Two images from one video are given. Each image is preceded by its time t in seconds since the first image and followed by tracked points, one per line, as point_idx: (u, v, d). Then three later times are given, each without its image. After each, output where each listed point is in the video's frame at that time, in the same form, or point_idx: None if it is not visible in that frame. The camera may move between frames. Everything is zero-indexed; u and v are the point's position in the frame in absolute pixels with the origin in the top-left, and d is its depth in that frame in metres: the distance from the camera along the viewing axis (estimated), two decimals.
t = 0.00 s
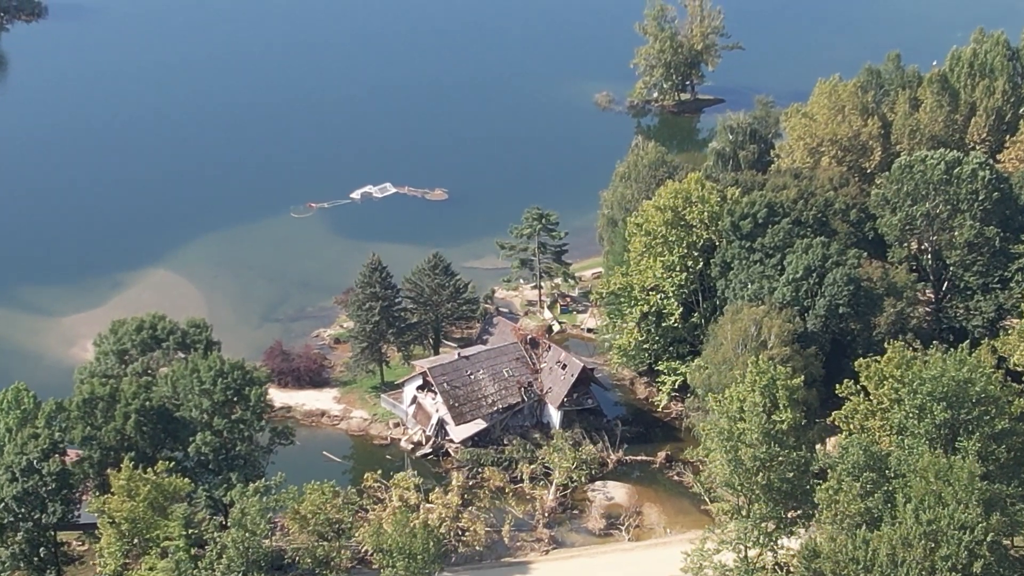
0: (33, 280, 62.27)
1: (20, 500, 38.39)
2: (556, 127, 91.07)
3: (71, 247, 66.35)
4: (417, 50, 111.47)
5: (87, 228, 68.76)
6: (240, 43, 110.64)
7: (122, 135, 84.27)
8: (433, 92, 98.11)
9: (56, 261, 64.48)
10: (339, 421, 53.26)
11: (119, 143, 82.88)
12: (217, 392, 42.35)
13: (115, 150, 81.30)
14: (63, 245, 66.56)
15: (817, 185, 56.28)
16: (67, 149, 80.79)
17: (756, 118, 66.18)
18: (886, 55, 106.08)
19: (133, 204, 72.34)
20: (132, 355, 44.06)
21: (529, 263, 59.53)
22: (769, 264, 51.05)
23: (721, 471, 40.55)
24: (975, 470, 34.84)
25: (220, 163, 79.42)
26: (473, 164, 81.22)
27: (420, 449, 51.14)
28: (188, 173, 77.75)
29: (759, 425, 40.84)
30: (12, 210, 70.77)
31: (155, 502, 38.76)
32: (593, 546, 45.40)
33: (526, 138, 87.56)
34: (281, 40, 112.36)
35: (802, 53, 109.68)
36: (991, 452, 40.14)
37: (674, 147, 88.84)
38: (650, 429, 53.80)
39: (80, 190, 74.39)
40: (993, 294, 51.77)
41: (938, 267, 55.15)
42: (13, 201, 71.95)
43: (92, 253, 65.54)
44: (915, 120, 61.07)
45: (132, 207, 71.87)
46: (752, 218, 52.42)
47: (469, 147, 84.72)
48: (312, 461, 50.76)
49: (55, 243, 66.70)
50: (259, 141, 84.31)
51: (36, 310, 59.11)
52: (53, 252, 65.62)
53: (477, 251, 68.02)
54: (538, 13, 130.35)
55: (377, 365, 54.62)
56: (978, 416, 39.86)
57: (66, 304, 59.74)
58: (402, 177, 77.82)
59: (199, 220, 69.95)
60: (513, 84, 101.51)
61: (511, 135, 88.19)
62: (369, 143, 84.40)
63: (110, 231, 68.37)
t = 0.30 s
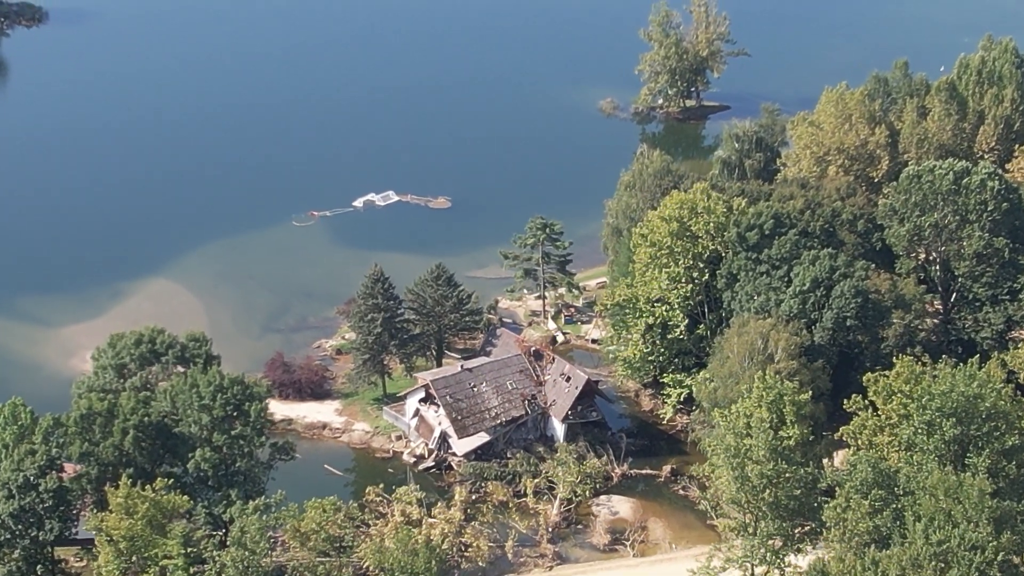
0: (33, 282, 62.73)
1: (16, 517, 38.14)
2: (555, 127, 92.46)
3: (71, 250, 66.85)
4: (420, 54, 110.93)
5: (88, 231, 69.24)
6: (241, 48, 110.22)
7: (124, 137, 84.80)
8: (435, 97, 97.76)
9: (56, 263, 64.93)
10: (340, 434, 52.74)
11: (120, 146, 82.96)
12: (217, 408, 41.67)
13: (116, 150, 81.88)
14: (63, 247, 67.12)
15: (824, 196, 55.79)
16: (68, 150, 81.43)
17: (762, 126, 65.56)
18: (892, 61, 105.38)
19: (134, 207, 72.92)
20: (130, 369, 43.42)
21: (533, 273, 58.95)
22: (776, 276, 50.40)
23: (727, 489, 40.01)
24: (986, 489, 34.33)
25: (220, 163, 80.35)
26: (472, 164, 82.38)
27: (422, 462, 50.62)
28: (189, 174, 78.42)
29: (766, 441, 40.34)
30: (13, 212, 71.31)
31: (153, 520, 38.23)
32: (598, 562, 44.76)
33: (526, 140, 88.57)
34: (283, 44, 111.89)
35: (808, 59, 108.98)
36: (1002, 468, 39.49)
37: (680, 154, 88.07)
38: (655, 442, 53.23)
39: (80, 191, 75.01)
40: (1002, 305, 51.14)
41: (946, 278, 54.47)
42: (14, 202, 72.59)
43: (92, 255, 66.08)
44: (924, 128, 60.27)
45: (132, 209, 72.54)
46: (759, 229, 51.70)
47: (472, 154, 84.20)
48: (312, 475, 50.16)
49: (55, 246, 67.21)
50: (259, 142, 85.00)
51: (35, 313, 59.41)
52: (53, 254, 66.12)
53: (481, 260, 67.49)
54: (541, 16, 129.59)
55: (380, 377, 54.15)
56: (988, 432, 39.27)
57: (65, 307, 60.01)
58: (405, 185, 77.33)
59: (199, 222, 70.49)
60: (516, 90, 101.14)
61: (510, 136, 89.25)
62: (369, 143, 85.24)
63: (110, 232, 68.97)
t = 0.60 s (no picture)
0: (35, 281, 63.88)
1: (21, 535, 37.66)
2: (567, 134, 91.94)
3: (73, 250, 68.02)
4: (431, 61, 110.65)
5: (91, 233, 70.30)
6: (250, 55, 110.24)
7: (126, 138, 86.08)
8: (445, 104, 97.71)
9: (58, 264, 66.13)
10: (350, 448, 52.33)
11: (126, 151, 83.37)
12: (224, 424, 41.49)
13: (118, 150, 83.26)
14: (65, 246, 68.41)
15: (839, 207, 55.26)
16: (71, 151, 82.91)
17: (777, 135, 64.90)
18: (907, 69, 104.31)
19: (134, 207, 74.28)
20: (137, 384, 43.17)
21: (545, 284, 58.38)
22: (791, 289, 49.79)
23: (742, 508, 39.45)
24: (1005, 509, 33.64)
25: (220, 162, 82.01)
26: (471, 163, 83.48)
27: (433, 476, 50.09)
28: (189, 174, 79.91)
29: (781, 460, 39.73)
30: (16, 212, 72.63)
31: (159, 539, 37.69)
32: None
33: (525, 141, 89.82)
34: (293, 51, 111.82)
35: (821, 66, 108.09)
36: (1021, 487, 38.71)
37: (694, 163, 87.45)
38: (668, 456, 52.65)
39: (86, 194, 75.63)
40: (1020, 318, 50.34)
41: (963, 290, 53.71)
42: (16, 202, 73.89)
43: (94, 255, 67.31)
44: (940, 138, 59.46)
45: (133, 209, 73.89)
46: (774, 242, 51.11)
47: (482, 161, 83.76)
48: (322, 491, 49.73)
49: (57, 245, 68.58)
50: (259, 142, 86.61)
51: (35, 312, 60.35)
52: (55, 255, 67.23)
53: (491, 270, 67.01)
54: (552, 22, 129.10)
55: (390, 390, 53.69)
56: (1007, 450, 38.48)
57: (67, 307, 60.81)
58: (414, 193, 76.86)
59: (199, 221, 71.78)
60: (526, 97, 100.82)
61: (514, 138, 89.98)
62: (369, 142, 86.85)
63: (111, 232, 70.40)
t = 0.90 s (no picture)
0: (35, 281, 64.85)
1: (18, 554, 37.54)
2: (572, 142, 91.40)
3: (75, 250, 69.19)
4: (434, 67, 110.03)
5: (91, 236, 71.06)
6: (253, 61, 109.79)
7: (127, 138, 87.57)
8: (449, 111, 97.31)
9: (59, 265, 67.04)
10: (352, 462, 51.76)
11: (128, 157, 83.44)
12: (224, 442, 40.82)
13: (119, 150, 84.51)
14: (65, 246, 69.53)
15: (847, 218, 54.68)
16: (72, 151, 84.14)
17: (784, 144, 64.24)
18: (915, 76, 103.40)
19: (135, 207, 75.52)
20: (136, 401, 42.75)
21: (549, 295, 57.78)
22: (799, 302, 49.16)
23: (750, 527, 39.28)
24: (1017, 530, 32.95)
25: (220, 162, 83.31)
26: (471, 163, 84.61)
27: (435, 491, 49.48)
28: (189, 174, 81.21)
29: (789, 479, 39.17)
30: (16, 212, 73.62)
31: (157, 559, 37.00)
32: None
33: (524, 138, 91.52)
34: (296, 57, 111.38)
35: (828, 73, 107.25)
36: None
37: (700, 173, 86.73)
38: (674, 471, 51.92)
39: (87, 196, 76.38)
40: None
41: (973, 302, 52.92)
42: (17, 202, 74.89)
43: (95, 255, 68.51)
44: (949, 148, 58.71)
45: (133, 209, 75.10)
46: (781, 254, 50.50)
47: (486, 169, 83.25)
48: (323, 506, 49.16)
49: (58, 247, 69.49)
50: (259, 141, 88.13)
51: (35, 313, 61.10)
52: (56, 256, 68.22)
53: (495, 281, 66.39)
54: (557, 27, 128.34)
55: (393, 404, 53.17)
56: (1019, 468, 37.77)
57: (66, 314, 60.89)
58: (417, 201, 76.33)
59: (199, 220, 73.19)
60: (530, 104, 100.32)
61: (518, 145, 89.61)
62: (369, 143, 88.11)
63: (111, 232, 71.62)
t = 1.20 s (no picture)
0: (35, 282, 65.08)
1: None
2: (572, 150, 90.89)
3: (76, 251, 69.41)
4: (433, 73, 109.41)
5: (91, 238, 71.10)
6: (250, 67, 109.08)
7: (127, 138, 88.08)
8: (448, 118, 96.81)
9: (59, 266, 67.18)
10: (349, 477, 51.10)
11: (126, 162, 83.10)
12: (219, 460, 40.38)
13: (118, 152, 84.72)
14: (66, 246, 69.80)
15: (850, 229, 54.08)
16: (72, 151, 84.50)
17: (786, 153, 63.55)
18: (917, 84, 102.83)
19: (136, 207, 75.74)
20: (130, 419, 42.17)
21: (549, 307, 57.17)
22: (801, 316, 48.55)
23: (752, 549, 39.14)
24: None
25: (220, 164, 83.46)
26: (471, 163, 86.32)
27: (434, 507, 48.82)
28: (189, 175, 81.46)
29: (792, 498, 38.78)
30: (16, 212, 73.76)
31: None
32: None
33: (524, 142, 91.90)
34: (293, 63, 110.75)
35: (829, 80, 106.72)
36: None
37: (700, 182, 86.29)
38: (676, 486, 51.16)
39: (86, 196, 76.72)
40: None
41: (978, 315, 52.21)
42: (16, 203, 74.97)
43: (96, 256, 68.81)
44: (953, 158, 58.04)
45: (133, 209, 75.34)
46: (784, 267, 49.86)
47: (485, 178, 82.71)
48: (320, 522, 48.39)
49: (58, 248, 69.64)
50: (259, 141, 88.92)
51: (31, 320, 60.83)
52: (56, 257, 68.46)
53: (495, 292, 65.72)
54: (556, 32, 127.70)
55: (390, 418, 52.52)
56: None
57: (62, 324, 60.38)
58: (416, 210, 75.77)
59: (200, 221, 73.57)
60: (530, 111, 99.85)
61: (518, 153, 89.12)
62: (369, 150, 87.60)
63: (110, 234, 71.64)
